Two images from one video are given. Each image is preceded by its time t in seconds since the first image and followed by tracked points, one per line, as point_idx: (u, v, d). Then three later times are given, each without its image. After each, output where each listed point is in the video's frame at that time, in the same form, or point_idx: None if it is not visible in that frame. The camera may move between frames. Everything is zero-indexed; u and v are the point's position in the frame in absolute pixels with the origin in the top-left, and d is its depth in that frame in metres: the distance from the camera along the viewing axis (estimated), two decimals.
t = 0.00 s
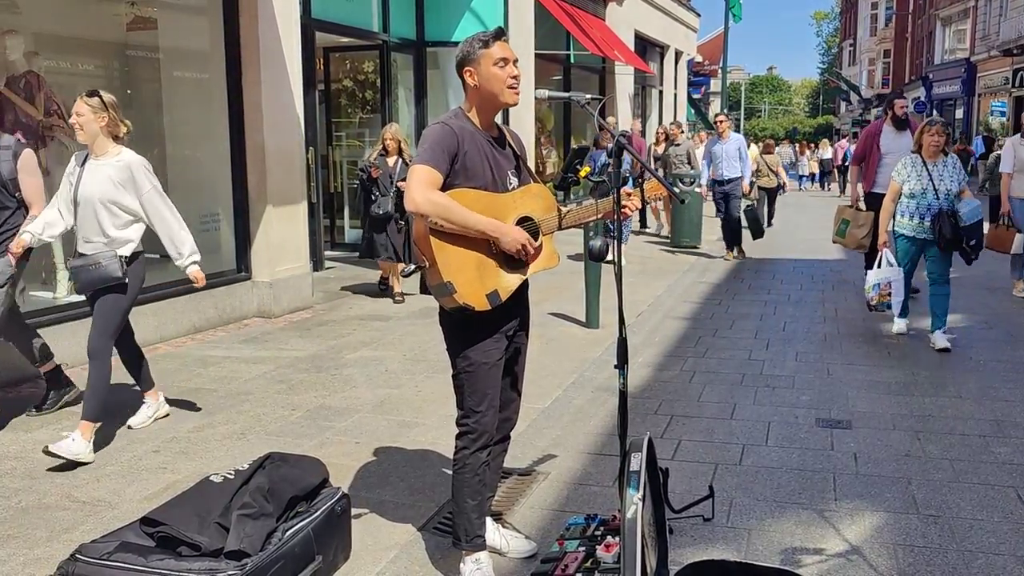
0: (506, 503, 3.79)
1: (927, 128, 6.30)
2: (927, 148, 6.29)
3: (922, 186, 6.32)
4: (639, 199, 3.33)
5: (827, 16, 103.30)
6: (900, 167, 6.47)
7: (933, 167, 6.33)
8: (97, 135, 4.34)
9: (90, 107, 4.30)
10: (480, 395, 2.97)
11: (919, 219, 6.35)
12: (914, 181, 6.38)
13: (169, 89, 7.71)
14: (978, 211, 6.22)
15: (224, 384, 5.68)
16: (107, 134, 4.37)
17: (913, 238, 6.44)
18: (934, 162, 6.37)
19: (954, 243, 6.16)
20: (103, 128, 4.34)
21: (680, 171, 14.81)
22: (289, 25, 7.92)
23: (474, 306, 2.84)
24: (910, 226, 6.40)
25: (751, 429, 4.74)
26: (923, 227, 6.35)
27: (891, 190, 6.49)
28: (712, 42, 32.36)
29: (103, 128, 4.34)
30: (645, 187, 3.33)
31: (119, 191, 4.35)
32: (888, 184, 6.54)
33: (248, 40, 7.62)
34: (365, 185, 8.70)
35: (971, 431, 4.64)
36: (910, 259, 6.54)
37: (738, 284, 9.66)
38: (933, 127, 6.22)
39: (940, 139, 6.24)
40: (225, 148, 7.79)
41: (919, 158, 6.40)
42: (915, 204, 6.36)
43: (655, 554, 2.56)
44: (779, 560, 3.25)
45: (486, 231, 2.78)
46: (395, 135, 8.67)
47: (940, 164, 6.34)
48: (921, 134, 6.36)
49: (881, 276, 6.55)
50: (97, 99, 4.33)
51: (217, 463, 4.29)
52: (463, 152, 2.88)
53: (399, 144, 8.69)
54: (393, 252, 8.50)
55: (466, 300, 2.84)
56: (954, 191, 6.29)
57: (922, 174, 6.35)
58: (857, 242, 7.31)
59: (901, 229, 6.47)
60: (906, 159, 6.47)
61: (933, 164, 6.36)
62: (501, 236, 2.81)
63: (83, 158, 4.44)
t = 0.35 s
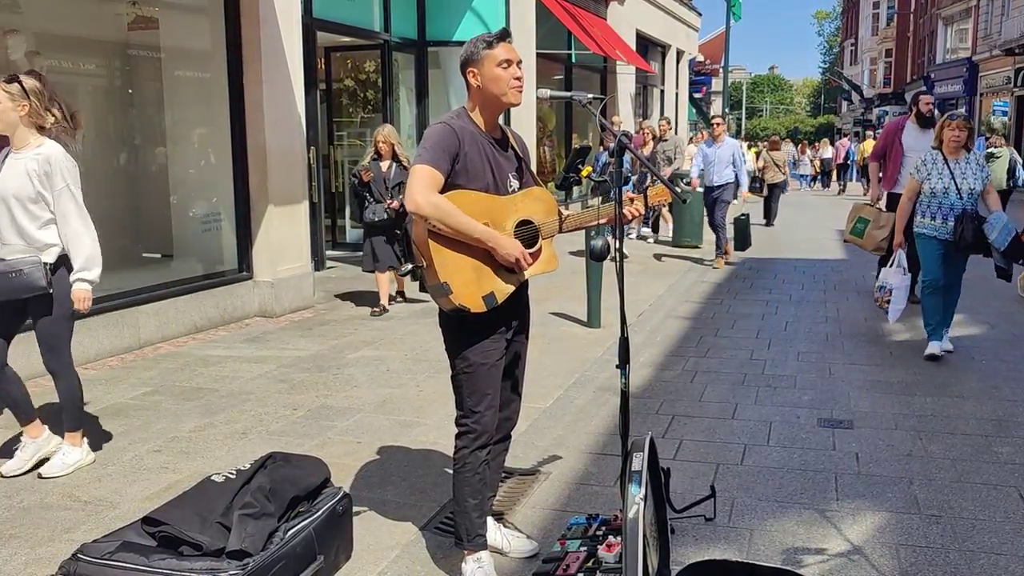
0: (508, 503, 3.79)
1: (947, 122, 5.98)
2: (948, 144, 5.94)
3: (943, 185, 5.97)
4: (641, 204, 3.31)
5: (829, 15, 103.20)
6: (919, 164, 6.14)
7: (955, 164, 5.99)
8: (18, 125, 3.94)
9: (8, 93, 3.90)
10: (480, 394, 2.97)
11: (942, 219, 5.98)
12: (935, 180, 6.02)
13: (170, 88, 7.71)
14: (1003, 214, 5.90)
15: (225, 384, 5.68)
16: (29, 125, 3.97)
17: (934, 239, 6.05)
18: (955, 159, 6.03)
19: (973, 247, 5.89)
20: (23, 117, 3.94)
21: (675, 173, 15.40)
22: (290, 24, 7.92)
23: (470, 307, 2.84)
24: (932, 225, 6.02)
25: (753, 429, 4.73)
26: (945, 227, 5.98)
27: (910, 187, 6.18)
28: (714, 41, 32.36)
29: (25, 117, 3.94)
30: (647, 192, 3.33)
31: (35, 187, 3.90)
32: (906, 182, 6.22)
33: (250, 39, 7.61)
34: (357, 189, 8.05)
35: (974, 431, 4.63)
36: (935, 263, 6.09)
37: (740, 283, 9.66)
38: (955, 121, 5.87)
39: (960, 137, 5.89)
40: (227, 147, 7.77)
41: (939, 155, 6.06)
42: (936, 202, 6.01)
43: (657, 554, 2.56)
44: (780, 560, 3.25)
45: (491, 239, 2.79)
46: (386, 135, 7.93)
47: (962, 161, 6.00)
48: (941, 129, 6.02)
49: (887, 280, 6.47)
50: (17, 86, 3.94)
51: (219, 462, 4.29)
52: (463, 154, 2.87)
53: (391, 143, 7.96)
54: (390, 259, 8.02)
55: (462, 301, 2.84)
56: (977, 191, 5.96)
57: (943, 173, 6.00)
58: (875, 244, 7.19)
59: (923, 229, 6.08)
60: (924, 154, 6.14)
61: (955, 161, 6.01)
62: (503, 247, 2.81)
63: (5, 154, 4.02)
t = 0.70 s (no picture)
0: (508, 503, 3.79)
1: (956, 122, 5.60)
2: (958, 146, 5.56)
3: (957, 188, 5.57)
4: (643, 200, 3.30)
5: (829, 15, 103.15)
6: (929, 168, 5.74)
7: (968, 166, 5.59)
8: None
9: None
10: (480, 394, 2.97)
11: (959, 225, 5.59)
12: (947, 184, 5.63)
13: (170, 88, 7.72)
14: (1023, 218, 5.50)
15: (225, 384, 5.68)
16: None
17: (950, 247, 5.65)
18: (968, 160, 5.63)
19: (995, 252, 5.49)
20: None
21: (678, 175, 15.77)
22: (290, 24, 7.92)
23: (474, 305, 2.84)
24: (947, 232, 5.63)
25: (753, 429, 4.73)
26: (962, 233, 5.58)
27: (923, 195, 5.74)
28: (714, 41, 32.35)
29: None
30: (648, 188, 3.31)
31: None
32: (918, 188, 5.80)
33: (249, 39, 7.60)
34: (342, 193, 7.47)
35: (974, 431, 4.63)
36: (950, 272, 5.69)
37: (741, 283, 9.65)
38: (967, 122, 5.49)
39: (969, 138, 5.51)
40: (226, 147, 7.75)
41: (950, 157, 5.67)
42: (952, 207, 5.60)
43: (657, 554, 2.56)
44: (780, 561, 3.25)
45: (490, 232, 2.77)
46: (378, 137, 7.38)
47: (976, 162, 5.59)
48: (951, 131, 5.64)
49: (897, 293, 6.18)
50: None
51: (219, 462, 4.29)
52: (459, 153, 2.87)
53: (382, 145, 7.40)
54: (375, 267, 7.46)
55: (468, 299, 2.84)
56: (994, 193, 5.55)
57: (956, 176, 5.61)
58: (887, 247, 6.79)
59: (937, 237, 5.68)
60: (933, 158, 5.73)
61: (968, 162, 5.61)
62: (503, 238, 2.80)
63: None
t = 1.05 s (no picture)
0: (508, 503, 3.79)
1: (982, 123, 5.33)
2: (980, 150, 5.31)
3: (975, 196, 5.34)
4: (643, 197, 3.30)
5: (830, 15, 103.12)
6: (946, 171, 5.48)
7: (987, 173, 5.34)
8: None
9: None
10: (481, 393, 2.97)
11: (971, 234, 5.38)
12: (964, 191, 5.39)
13: (171, 88, 7.71)
14: None
15: (226, 384, 5.68)
16: None
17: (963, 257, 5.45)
18: (988, 165, 5.38)
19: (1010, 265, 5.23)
20: None
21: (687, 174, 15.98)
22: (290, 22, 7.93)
23: (476, 303, 2.84)
24: (960, 242, 5.43)
25: (753, 429, 4.73)
26: (975, 244, 5.37)
27: (938, 201, 5.48)
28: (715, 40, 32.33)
29: None
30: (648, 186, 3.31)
31: None
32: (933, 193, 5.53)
33: (251, 39, 7.63)
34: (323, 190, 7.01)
35: (975, 432, 4.62)
36: (958, 279, 5.56)
37: (742, 283, 9.65)
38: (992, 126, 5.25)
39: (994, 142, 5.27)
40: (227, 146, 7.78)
41: (970, 160, 5.41)
42: (967, 216, 5.39)
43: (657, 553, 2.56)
44: (781, 560, 3.25)
45: (497, 223, 2.80)
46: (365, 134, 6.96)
47: (997, 168, 5.34)
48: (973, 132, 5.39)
49: (921, 305, 5.72)
50: None
51: (219, 462, 4.29)
52: (459, 152, 2.88)
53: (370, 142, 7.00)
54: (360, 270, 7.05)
55: (468, 297, 2.84)
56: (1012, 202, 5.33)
57: (974, 183, 5.37)
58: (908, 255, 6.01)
59: (950, 246, 5.49)
60: (952, 161, 5.48)
61: (988, 168, 5.36)
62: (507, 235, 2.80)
63: None
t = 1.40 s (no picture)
0: (508, 503, 3.79)
1: (1010, 113, 4.90)
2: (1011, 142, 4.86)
3: (1004, 191, 4.90)
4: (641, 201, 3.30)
5: (830, 15, 103.13)
6: (971, 164, 5.06)
7: (1017, 165, 4.89)
8: None
9: None
10: (480, 393, 2.97)
11: (1000, 233, 4.93)
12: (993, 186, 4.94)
13: (170, 87, 7.81)
14: None
15: (226, 384, 5.68)
16: None
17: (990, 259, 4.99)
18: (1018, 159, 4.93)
19: None
20: None
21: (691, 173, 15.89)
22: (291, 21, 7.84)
23: (473, 302, 2.84)
24: (986, 242, 4.98)
25: (753, 429, 4.74)
26: (1005, 243, 4.93)
27: (960, 194, 5.09)
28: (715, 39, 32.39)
29: None
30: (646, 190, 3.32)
31: None
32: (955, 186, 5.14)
33: (251, 37, 7.55)
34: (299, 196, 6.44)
35: (974, 432, 4.63)
36: (991, 290, 5.03)
37: (742, 283, 9.65)
38: None
39: None
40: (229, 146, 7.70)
41: (997, 154, 4.97)
42: (993, 213, 4.95)
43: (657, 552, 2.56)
44: (781, 560, 3.25)
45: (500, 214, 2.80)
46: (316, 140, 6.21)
47: None
48: (1001, 124, 4.96)
49: (933, 304, 5.28)
50: None
51: (220, 462, 4.29)
52: (460, 152, 2.88)
53: (323, 147, 6.23)
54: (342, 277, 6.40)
55: (467, 296, 2.84)
56: None
57: (1003, 177, 4.92)
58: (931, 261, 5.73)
59: (975, 246, 5.05)
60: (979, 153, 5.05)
61: (1017, 162, 4.91)
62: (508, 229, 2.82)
63: None
